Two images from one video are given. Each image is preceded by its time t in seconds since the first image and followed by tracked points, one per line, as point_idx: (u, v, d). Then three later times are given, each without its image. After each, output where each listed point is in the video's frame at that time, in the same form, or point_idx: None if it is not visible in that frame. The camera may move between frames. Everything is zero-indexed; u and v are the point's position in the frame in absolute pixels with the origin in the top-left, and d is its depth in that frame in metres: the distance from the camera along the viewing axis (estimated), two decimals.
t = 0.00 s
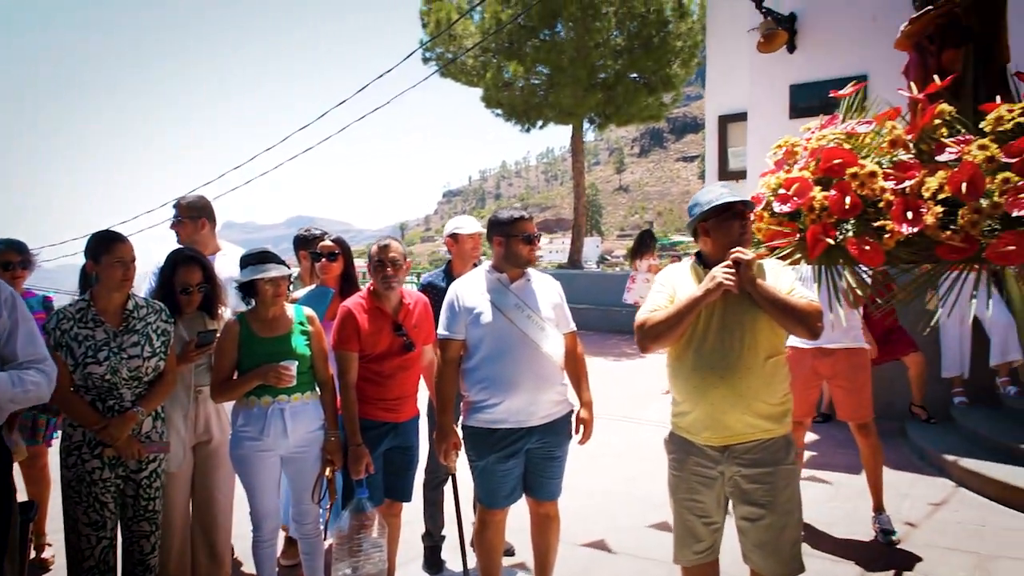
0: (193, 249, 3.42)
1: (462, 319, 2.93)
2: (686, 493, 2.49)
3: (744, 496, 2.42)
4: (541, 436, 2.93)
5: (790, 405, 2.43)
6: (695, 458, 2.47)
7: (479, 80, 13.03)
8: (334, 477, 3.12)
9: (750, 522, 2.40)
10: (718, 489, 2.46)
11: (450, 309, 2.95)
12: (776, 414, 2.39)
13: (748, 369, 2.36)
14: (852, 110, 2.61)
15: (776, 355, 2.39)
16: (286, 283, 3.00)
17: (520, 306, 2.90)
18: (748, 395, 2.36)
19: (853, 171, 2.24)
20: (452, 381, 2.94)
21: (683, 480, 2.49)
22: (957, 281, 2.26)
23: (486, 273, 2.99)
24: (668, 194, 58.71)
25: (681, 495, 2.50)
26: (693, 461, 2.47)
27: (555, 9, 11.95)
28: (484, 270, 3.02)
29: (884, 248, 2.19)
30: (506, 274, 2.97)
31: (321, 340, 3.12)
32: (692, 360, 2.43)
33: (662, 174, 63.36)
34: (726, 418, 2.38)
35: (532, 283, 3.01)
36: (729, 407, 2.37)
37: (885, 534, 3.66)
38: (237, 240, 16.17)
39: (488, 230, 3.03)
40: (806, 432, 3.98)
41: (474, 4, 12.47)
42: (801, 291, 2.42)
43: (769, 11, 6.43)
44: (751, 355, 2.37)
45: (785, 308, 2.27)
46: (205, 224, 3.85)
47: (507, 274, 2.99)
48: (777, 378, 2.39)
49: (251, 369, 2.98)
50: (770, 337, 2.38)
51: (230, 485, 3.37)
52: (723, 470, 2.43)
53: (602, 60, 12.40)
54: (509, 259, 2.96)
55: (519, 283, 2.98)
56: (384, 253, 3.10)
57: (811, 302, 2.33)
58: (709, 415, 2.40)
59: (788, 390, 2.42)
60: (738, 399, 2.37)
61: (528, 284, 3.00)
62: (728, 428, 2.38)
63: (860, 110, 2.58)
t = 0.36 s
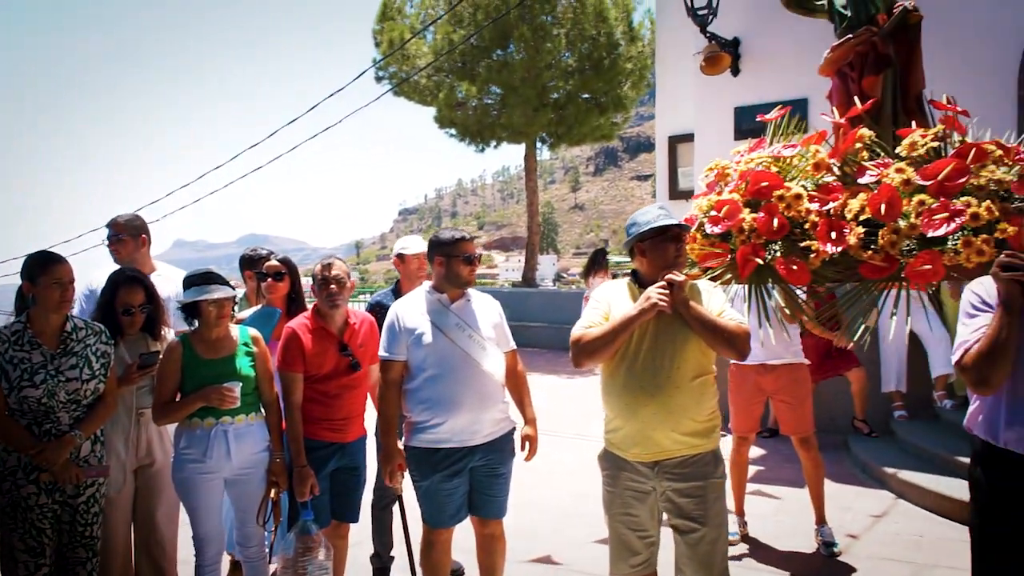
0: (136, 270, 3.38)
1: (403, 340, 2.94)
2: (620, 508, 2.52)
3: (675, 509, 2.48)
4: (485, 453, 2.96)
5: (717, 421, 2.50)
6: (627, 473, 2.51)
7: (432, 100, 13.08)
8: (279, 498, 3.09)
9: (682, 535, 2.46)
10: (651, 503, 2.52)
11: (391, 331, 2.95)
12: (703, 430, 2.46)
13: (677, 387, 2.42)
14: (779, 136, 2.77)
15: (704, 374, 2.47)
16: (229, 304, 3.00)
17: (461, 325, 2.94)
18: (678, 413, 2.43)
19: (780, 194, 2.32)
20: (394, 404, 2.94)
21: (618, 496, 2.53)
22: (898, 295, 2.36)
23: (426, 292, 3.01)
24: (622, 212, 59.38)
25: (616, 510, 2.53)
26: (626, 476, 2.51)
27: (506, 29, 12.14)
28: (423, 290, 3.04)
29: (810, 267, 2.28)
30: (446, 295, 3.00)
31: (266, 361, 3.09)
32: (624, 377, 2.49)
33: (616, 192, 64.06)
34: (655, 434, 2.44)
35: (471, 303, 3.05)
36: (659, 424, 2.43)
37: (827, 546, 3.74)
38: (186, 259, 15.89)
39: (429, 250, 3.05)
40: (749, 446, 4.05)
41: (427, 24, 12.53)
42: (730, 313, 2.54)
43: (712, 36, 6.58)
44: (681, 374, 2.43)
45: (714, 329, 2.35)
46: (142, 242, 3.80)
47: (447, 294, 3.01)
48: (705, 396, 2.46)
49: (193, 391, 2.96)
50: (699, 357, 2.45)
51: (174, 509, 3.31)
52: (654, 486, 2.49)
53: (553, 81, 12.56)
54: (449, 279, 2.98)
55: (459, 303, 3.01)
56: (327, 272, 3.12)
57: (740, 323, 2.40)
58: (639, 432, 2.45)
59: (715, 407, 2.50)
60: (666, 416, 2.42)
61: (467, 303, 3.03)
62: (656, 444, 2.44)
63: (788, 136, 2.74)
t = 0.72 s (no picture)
0: (99, 297, 3.36)
1: (358, 370, 2.94)
2: (585, 535, 2.55)
3: (639, 535, 2.50)
4: (439, 479, 3.00)
5: (682, 446, 2.54)
6: (593, 499, 2.54)
7: (402, 126, 13.11)
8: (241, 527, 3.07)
9: (647, 562, 2.47)
10: (615, 530, 2.53)
11: (347, 361, 2.94)
12: (669, 454, 2.49)
13: (641, 412, 2.46)
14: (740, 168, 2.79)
15: (668, 399, 2.51)
16: (192, 331, 2.99)
17: (417, 355, 2.99)
18: (644, 438, 2.46)
19: (738, 222, 2.33)
20: (348, 433, 2.92)
21: (584, 522, 2.56)
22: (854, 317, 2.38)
23: (379, 321, 3.03)
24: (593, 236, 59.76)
25: (582, 537, 2.56)
26: (592, 502, 2.54)
27: (475, 57, 12.32)
28: (375, 317, 3.07)
29: (768, 294, 2.30)
30: (401, 324, 3.04)
31: (229, 388, 3.08)
32: (588, 402, 2.52)
33: (587, 217, 64.50)
34: (621, 460, 2.47)
35: (424, 332, 3.11)
36: (625, 449, 2.46)
37: (790, 568, 3.79)
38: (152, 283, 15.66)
39: (382, 279, 3.09)
40: (716, 470, 4.11)
41: (397, 50, 12.60)
42: (690, 338, 2.50)
43: (676, 65, 6.69)
44: (645, 398, 2.47)
45: (675, 354, 2.39)
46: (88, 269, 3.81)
47: (400, 324, 3.05)
48: (669, 421, 2.50)
49: (154, 420, 2.94)
50: (662, 382, 2.50)
51: (134, 536, 3.33)
52: (620, 511, 2.51)
53: (522, 108, 12.69)
54: (403, 308, 3.03)
55: (413, 332, 3.06)
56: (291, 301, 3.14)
57: (701, 347, 2.44)
58: (606, 457, 2.49)
59: (679, 432, 2.54)
60: (632, 441, 2.46)
61: (421, 332, 3.09)
62: (624, 469, 2.47)
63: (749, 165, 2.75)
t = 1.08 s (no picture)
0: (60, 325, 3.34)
1: (320, 399, 2.93)
2: (558, 563, 2.56)
3: (610, 563, 2.51)
4: (400, 507, 3.04)
5: (653, 470, 2.58)
6: (565, 527, 2.56)
7: (373, 152, 13.14)
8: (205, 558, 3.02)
9: None
10: (587, 559, 2.55)
11: (309, 390, 2.93)
12: (640, 479, 2.53)
13: (611, 436, 2.49)
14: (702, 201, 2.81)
15: (637, 423, 2.55)
16: (156, 359, 2.98)
17: (379, 383, 3.02)
18: (615, 463, 2.49)
19: (700, 250, 2.39)
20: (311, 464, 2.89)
21: (554, 550, 2.57)
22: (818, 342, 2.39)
23: (339, 349, 3.06)
24: (565, 261, 60.06)
25: (553, 566, 2.57)
26: (564, 531, 2.56)
27: (445, 84, 12.39)
28: (335, 346, 3.11)
29: (730, 321, 2.35)
30: (361, 352, 3.07)
31: (193, 417, 3.07)
32: (559, 428, 2.55)
33: (558, 242, 64.84)
34: (593, 486, 2.49)
35: (384, 359, 3.14)
36: (596, 475, 2.48)
37: None
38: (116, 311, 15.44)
39: (340, 308, 3.10)
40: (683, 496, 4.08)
41: (368, 78, 12.67)
42: (656, 361, 2.56)
43: (642, 94, 6.81)
44: (615, 423, 2.50)
45: (643, 378, 2.42)
46: (42, 300, 3.79)
47: (360, 351, 3.08)
48: (639, 445, 2.53)
49: (117, 449, 2.91)
50: (632, 406, 2.53)
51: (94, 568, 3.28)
52: (592, 539, 2.52)
53: (492, 134, 12.83)
54: (363, 336, 3.05)
55: (373, 359, 3.09)
56: (265, 328, 3.15)
57: (667, 370, 2.49)
58: (578, 484, 2.50)
59: (650, 455, 2.57)
60: (603, 467, 2.48)
61: (381, 359, 3.12)
62: (597, 496, 2.49)
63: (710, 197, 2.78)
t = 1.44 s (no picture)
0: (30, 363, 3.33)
1: (294, 432, 2.95)
2: None
3: None
4: (373, 541, 3.05)
5: (622, 504, 2.61)
6: (536, 562, 2.57)
7: (350, 186, 13.19)
8: None
9: None
10: None
11: (283, 423, 2.94)
12: (609, 514, 2.56)
13: (582, 471, 2.52)
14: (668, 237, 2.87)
15: (607, 458, 2.58)
16: (128, 395, 2.98)
17: (353, 416, 3.07)
18: (585, 498, 2.51)
19: (670, 285, 2.44)
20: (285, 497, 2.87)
21: None
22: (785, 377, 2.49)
23: (312, 383, 3.09)
24: (543, 292, 60.20)
25: None
26: (535, 565, 2.57)
27: (422, 119, 12.50)
28: (307, 380, 3.14)
29: (700, 355, 2.39)
30: (334, 385, 3.12)
31: (165, 453, 3.06)
32: (530, 462, 2.57)
33: (536, 273, 65.05)
34: (564, 520, 2.51)
35: (356, 393, 3.20)
36: (567, 509, 2.50)
37: None
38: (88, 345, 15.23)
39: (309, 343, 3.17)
40: (657, 527, 4.15)
41: (345, 113, 12.76)
42: (626, 397, 2.58)
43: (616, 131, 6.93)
44: (585, 458, 2.53)
45: (614, 413, 2.45)
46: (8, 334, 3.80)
47: (334, 385, 3.14)
48: (609, 479, 2.56)
49: (86, 487, 2.88)
50: (602, 441, 2.56)
51: None
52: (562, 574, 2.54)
53: (469, 168, 12.95)
54: (335, 369, 3.11)
55: (346, 394, 3.15)
56: (240, 363, 3.17)
57: (636, 406, 2.52)
58: (549, 519, 2.52)
59: (619, 490, 2.61)
60: (573, 502, 2.50)
61: (353, 393, 3.18)
62: (567, 530, 2.51)
63: (675, 233, 2.85)
